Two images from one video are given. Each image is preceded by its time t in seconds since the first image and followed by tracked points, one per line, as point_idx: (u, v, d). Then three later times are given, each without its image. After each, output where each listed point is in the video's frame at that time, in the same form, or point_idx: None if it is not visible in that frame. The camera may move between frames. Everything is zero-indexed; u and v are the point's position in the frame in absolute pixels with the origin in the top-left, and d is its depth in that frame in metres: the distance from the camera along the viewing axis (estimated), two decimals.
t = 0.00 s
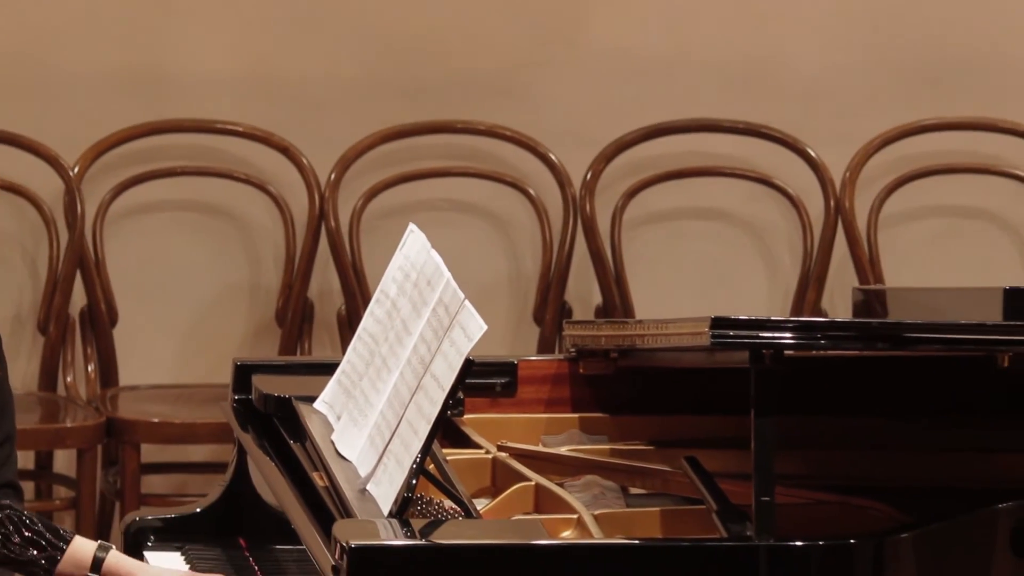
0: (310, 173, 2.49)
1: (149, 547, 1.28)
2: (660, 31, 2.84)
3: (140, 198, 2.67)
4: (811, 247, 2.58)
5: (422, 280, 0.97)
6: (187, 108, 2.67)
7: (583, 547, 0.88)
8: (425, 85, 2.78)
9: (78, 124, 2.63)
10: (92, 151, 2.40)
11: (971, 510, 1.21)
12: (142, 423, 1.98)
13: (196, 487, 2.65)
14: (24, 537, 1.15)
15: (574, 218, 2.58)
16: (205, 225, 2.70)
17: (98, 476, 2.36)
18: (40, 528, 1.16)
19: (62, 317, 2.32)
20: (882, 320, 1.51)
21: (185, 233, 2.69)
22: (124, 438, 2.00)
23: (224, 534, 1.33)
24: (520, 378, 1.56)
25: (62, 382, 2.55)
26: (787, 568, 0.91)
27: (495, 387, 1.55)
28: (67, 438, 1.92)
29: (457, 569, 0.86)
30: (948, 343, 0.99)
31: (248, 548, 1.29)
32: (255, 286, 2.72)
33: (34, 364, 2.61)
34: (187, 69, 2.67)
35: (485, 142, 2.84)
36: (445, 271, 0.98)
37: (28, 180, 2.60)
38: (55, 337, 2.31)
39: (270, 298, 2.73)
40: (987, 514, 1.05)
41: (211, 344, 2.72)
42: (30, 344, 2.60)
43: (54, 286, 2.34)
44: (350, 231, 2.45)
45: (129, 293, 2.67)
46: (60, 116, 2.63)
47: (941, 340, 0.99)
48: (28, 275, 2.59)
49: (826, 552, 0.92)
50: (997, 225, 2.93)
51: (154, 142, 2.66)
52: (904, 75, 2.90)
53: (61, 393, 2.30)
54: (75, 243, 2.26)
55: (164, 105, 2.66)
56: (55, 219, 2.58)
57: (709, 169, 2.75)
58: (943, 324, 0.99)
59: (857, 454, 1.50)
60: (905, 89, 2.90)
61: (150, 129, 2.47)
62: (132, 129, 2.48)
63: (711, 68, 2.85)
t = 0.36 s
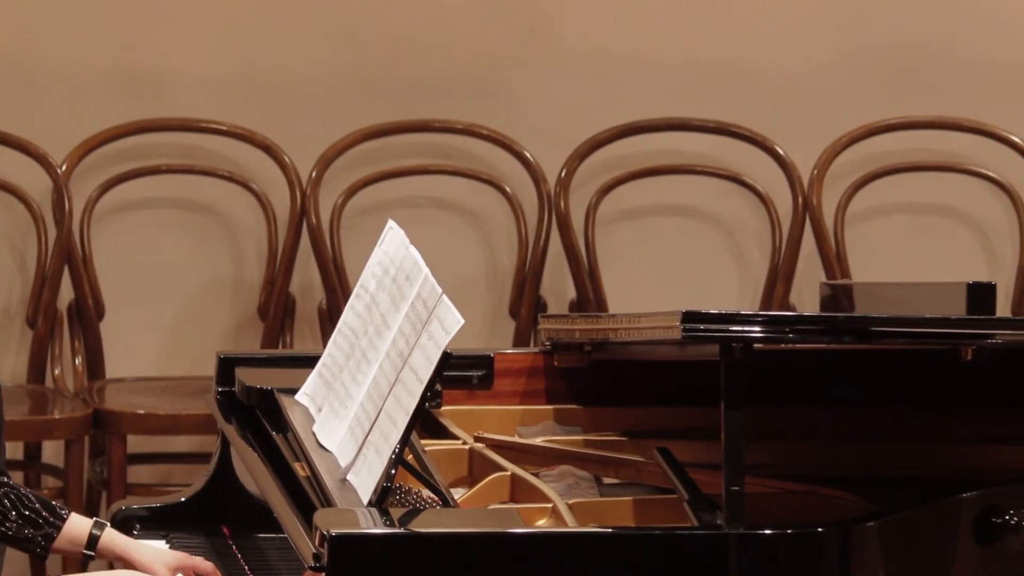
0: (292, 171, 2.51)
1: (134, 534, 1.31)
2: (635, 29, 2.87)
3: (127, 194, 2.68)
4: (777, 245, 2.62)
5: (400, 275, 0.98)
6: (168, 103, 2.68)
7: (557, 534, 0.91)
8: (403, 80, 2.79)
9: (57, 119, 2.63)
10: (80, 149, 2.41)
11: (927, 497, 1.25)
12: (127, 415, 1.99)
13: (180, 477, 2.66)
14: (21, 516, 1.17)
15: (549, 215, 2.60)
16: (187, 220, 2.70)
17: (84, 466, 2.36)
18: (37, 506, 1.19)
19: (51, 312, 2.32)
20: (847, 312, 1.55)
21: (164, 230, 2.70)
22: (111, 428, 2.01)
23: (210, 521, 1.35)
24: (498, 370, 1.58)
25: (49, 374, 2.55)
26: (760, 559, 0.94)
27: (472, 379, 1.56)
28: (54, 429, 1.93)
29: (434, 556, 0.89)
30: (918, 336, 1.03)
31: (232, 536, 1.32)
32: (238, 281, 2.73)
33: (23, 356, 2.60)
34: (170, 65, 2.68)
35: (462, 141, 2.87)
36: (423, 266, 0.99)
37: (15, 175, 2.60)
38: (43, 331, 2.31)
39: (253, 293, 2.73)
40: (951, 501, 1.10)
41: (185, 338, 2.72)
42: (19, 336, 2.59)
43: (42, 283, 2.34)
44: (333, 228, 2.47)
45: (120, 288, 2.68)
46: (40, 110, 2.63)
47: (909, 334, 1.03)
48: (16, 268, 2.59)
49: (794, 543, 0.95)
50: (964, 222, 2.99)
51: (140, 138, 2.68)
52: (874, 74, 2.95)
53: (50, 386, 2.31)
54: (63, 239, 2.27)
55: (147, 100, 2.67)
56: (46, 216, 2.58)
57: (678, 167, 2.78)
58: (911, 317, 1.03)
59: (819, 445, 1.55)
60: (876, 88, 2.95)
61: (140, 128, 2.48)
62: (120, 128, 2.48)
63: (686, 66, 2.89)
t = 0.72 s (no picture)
0: (271, 171, 2.52)
1: (116, 527, 1.32)
2: (610, 32, 2.92)
3: (109, 195, 2.68)
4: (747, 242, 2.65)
5: (377, 273, 1.00)
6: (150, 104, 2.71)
7: (531, 526, 0.93)
8: (381, 81, 2.82)
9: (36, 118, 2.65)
10: (62, 150, 2.41)
11: (894, 490, 1.27)
12: (110, 409, 1.99)
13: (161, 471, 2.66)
14: (29, 516, 1.20)
15: (523, 214, 2.63)
16: (166, 218, 2.71)
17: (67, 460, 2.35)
18: (45, 507, 1.20)
19: (35, 309, 2.31)
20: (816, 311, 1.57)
21: (144, 229, 2.70)
22: (94, 423, 2.01)
23: (190, 516, 1.37)
24: (472, 366, 1.61)
25: (32, 370, 2.56)
26: (728, 551, 0.97)
27: (448, 375, 1.58)
28: (38, 424, 1.92)
29: (411, 547, 0.91)
30: (883, 333, 1.06)
31: (212, 528, 1.34)
32: (217, 279, 2.73)
33: (8, 350, 2.60)
34: (151, 66, 2.71)
35: (438, 142, 2.89)
36: (400, 264, 0.99)
37: None
38: (27, 328, 2.30)
39: (234, 291, 2.74)
40: (916, 496, 1.10)
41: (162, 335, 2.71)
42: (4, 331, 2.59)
43: (26, 282, 2.34)
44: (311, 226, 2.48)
45: (101, 285, 2.68)
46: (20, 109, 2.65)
47: (876, 329, 1.06)
48: None
49: (762, 537, 0.97)
50: (932, 222, 3.04)
51: (120, 138, 2.68)
52: (845, 76, 3.00)
53: (33, 382, 2.30)
54: (46, 236, 2.27)
55: (128, 101, 2.69)
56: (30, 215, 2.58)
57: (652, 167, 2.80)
58: (874, 313, 1.06)
59: (787, 439, 1.58)
60: (846, 89, 3.00)
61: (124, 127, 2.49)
62: (103, 129, 2.49)
63: (660, 67, 2.93)
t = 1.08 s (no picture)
0: (252, 170, 2.53)
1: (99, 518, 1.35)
2: (583, 32, 2.97)
3: (90, 194, 2.72)
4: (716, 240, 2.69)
5: (354, 269, 1.01)
6: (133, 106, 2.77)
7: (504, 516, 0.96)
8: (357, 81, 2.87)
9: (18, 117, 2.72)
10: (48, 149, 2.45)
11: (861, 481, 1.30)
12: (92, 402, 2.00)
13: (144, 462, 2.68)
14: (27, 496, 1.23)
15: (497, 212, 2.65)
16: (148, 216, 2.74)
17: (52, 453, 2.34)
18: (43, 489, 1.25)
19: (20, 305, 2.31)
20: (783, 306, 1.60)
21: (125, 227, 2.73)
22: (78, 416, 2.02)
23: (171, 506, 1.39)
24: (447, 360, 1.64)
25: (17, 364, 2.58)
26: (693, 540, 1.00)
27: (424, 368, 1.62)
28: (24, 417, 1.92)
29: (390, 537, 0.93)
30: (848, 326, 1.09)
31: (193, 518, 1.36)
32: (199, 276, 2.77)
33: None
34: (135, 67, 2.77)
35: (413, 140, 2.90)
36: (377, 261, 1.01)
37: None
38: (12, 325, 2.29)
39: (215, 287, 2.77)
40: (879, 488, 1.14)
41: (144, 330, 2.75)
42: None
43: (11, 276, 2.33)
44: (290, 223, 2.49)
45: (86, 280, 2.72)
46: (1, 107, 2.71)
47: (842, 325, 1.09)
48: None
49: (730, 525, 1.00)
50: (899, 220, 3.10)
51: (103, 138, 2.71)
52: (814, 76, 3.05)
53: (17, 376, 2.29)
54: (31, 232, 2.29)
55: (111, 102, 2.76)
56: (15, 211, 2.59)
57: (625, 167, 2.83)
58: (840, 308, 1.09)
59: (756, 431, 1.61)
60: (816, 89, 3.05)
61: (106, 125, 2.52)
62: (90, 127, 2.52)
63: (632, 67, 2.99)
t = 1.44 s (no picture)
0: (235, 170, 2.56)
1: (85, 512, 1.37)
2: (558, 36, 3.03)
3: (72, 193, 2.78)
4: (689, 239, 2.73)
5: (335, 267, 1.04)
6: (117, 107, 2.83)
7: (480, 509, 0.98)
8: (336, 84, 2.94)
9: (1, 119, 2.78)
10: (33, 149, 2.47)
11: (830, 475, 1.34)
12: (77, 398, 2.02)
13: (128, 457, 2.69)
14: (9, 499, 1.28)
15: (474, 212, 2.68)
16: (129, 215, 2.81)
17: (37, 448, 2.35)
18: (23, 492, 1.28)
19: (8, 303, 2.32)
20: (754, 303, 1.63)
21: (110, 226, 2.80)
22: (64, 411, 2.03)
23: (155, 500, 1.40)
24: (426, 356, 1.67)
25: (3, 361, 2.61)
26: (667, 532, 1.02)
27: (402, 365, 1.66)
28: (10, 412, 1.94)
29: (369, 530, 0.95)
30: (818, 324, 1.12)
31: (176, 511, 1.38)
32: (182, 274, 2.83)
33: None
34: (119, 70, 2.83)
35: (391, 141, 2.92)
36: (356, 260, 1.05)
37: None
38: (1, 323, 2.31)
39: (198, 285, 2.84)
40: (847, 481, 1.17)
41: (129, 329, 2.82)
42: None
43: None
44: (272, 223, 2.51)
45: (70, 277, 2.79)
46: None
47: (811, 322, 1.12)
48: None
49: (704, 518, 1.02)
50: (869, 221, 3.16)
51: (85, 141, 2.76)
52: (783, 80, 3.11)
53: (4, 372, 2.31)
54: (19, 232, 2.31)
55: (95, 104, 2.82)
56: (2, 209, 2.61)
57: (601, 168, 2.86)
58: (810, 307, 1.12)
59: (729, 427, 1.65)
60: (787, 93, 3.12)
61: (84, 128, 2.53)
62: (70, 129, 2.55)
63: (607, 71, 3.05)
